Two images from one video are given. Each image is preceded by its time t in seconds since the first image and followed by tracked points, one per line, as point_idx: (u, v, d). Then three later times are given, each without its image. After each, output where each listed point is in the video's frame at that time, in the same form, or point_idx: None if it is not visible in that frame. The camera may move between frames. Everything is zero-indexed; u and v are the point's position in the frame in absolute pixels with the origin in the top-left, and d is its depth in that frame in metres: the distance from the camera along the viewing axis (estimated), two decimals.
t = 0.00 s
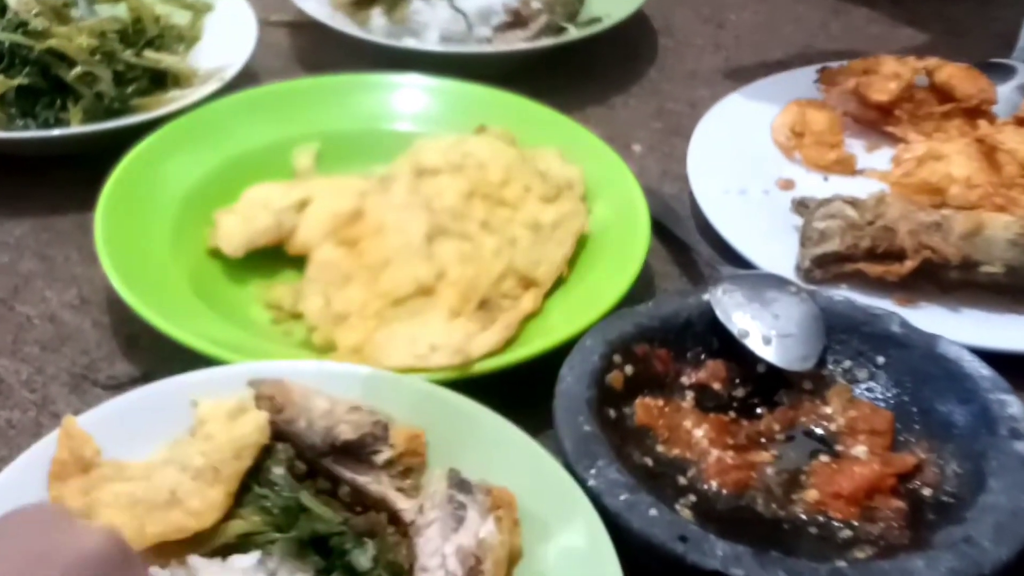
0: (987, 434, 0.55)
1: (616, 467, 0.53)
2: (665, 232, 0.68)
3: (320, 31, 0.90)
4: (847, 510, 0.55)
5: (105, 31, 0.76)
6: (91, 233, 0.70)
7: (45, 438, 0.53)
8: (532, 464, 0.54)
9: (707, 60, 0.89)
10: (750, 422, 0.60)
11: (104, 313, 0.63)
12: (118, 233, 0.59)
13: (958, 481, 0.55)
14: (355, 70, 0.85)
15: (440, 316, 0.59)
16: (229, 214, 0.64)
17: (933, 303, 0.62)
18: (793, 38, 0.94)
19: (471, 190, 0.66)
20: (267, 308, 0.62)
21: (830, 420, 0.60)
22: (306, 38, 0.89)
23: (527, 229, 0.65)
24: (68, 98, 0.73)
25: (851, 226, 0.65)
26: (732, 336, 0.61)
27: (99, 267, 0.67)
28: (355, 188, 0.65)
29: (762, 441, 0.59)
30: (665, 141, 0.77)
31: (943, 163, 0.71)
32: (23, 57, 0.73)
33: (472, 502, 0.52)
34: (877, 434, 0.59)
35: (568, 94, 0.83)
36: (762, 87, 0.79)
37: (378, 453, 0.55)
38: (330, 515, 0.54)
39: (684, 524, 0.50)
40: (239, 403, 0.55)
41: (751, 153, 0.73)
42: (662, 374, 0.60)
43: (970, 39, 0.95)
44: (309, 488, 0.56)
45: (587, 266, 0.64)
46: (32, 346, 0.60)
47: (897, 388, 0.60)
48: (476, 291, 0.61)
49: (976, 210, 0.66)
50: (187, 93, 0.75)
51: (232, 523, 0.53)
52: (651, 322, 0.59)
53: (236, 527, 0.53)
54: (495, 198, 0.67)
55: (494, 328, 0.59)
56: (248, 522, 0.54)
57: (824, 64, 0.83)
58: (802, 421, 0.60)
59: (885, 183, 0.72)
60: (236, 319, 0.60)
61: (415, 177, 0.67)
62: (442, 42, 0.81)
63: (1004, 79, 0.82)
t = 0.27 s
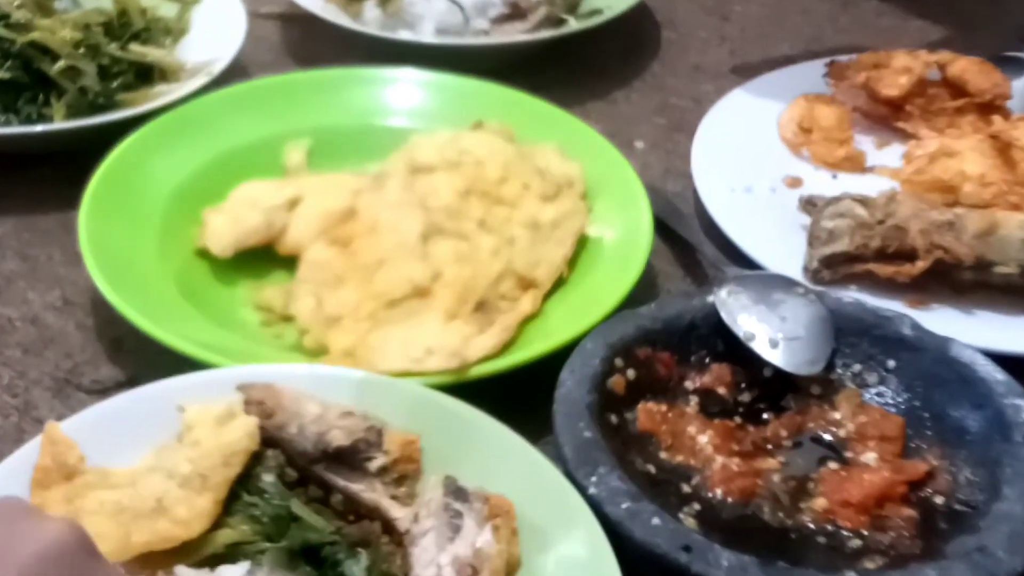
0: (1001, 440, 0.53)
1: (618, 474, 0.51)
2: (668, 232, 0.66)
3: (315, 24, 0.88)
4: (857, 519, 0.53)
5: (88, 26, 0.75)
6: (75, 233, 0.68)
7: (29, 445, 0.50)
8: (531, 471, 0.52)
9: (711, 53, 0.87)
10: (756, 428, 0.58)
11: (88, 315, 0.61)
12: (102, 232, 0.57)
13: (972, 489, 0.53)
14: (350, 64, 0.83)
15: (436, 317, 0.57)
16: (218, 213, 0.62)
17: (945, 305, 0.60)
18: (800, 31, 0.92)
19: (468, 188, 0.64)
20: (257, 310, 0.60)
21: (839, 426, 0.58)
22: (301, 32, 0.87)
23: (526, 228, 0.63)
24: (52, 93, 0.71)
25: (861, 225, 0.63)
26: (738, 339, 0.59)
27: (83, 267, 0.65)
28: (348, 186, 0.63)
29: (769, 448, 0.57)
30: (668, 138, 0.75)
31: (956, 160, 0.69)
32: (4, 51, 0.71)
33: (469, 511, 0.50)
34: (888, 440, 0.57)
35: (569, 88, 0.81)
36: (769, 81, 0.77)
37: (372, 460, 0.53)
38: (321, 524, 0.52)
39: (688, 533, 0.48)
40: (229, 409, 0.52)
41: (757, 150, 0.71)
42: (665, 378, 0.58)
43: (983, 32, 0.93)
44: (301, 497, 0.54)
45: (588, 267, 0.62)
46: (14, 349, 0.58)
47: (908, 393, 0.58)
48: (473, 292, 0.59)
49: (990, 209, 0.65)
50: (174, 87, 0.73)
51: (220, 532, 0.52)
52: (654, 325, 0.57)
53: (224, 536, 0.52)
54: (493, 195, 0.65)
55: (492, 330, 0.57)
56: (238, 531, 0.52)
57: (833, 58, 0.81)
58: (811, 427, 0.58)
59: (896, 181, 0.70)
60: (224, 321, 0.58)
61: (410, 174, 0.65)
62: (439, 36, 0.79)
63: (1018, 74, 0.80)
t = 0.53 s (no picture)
0: (1017, 447, 0.51)
1: (620, 483, 0.49)
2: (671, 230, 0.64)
3: (310, 17, 0.86)
4: (867, 528, 0.51)
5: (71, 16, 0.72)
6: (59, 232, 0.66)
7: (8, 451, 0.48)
8: (529, 480, 0.50)
9: (716, 46, 0.85)
10: (763, 434, 0.56)
11: (71, 317, 0.59)
12: (86, 231, 0.55)
13: (986, 498, 0.51)
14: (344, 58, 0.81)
15: (431, 320, 0.56)
16: (205, 211, 0.60)
17: (958, 307, 0.58)
18: (808, 24, 0.90)
19: (464, 186, 0.62)
20: (246, 312, 0.58)
21: (849, 432, 0.56)
22: (295, 24, 0.85)
23: (525, 227, 0.61)
24: (33, 87, 0.69)
25: (871, 224, 0.61)
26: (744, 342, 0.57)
27: (67, 267, 0.63)
28: (341, 183, 0.61)
29: (777, 455, 0.55)
30: (671, 134, 0.73)
31: (969, 157, 0.67)
32: None
33: (466, 520, 0.48)
34: (899, 447, 0.55)
35: (570, 82, 0.79)
36: (776, 75, 0.75)
37: (365, 468, 0.50)
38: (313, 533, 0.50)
39: (693, 543, 0.46)
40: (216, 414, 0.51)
41: (764, 146, 0.69)
42: (669, 383, 0.56)
43: (995, 24, 0.91)
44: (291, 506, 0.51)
45: (589, 267, 0.60)
46: None
47: (920, 397, 0.56)
48: (470, 293, 0.57)
49: (1005, 207, 0.63)
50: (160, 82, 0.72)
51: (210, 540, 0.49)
52: (657, 328, 0.55)
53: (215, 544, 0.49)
54: (491, 192, 0.63)
55: (489, 333, 0.55)
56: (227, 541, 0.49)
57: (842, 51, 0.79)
58: (819, 433, 0.56)
59: (908, 178, 0.67)
60: (212, 323, 0.57)
61: (405, 172, 0.63)
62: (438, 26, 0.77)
63: None
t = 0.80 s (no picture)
0: None
1: (622, 491, 0.47)
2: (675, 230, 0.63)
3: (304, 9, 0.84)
4: (878, 538, 0.49)
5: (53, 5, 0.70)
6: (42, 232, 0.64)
7: None
8: (528, 489, 0.48)
9: (720, 39, 0.83)
10: (770, 441, 0.54)
11: (53, 320, 0.57)
12: (68, 231, 0.53)
13: (1001, 507, 0.49)
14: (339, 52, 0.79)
15: (426, 323, 0.54)
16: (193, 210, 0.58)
17: (973, 310, 0.56)
18: (816, 16, 0.88)
19: (460, 184, 0.60)
20: (234, 314, 0.56)
21: (859, 439, 0.54)
22: (289, 17, 0.83)
23: (523, 226, 0.59)
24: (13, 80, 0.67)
25: (881, 223, 0.59)
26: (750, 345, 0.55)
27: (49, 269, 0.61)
28: (332, 180, 0.60)
29: (784, 462, 0.53)
30: (675, 129, 0.71)
31: (985, 154, 0.66)
32: None
33: (462, 530, 0.47)
34: (911, 454, 0.53)
35: (571, 76, 0.77)
36: (784, 69, 0.73)
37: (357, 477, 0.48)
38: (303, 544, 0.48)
39: (697, 553, 0.45)
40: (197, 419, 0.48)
41: (771, 143, 0.67)
42: (672, 388, 0.54)
43: (1008, 17, 0.89)
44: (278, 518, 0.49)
45: (589, 267, 0.58)
46: None
47: (932, 403, 0.54)
48: (466, 294, 0.55)
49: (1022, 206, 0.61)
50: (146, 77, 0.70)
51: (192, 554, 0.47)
52: (660, 330, 0.54)
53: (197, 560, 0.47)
54: (488, 190, 0.61)
55: (485, 336, 0.53)
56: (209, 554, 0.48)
57: (851, 44, 0.77)
58: (828, 440, 0.54)
59: (920, 175, 0.66)
60: (199, 325, 0.54)
61: (399, 169, 0.61)
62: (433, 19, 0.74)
63: None
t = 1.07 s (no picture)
0: None
1: (624, 500, 0.45)
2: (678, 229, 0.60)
3: None
4: (889, 549, 0.47)
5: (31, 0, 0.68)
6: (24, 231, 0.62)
7: None
8: (525, 499, 0.46)
9: (726, 31, 0.81)
10: (777, 448, 0.52)
11: (33, 322, 0.55)
12: (46, 232, 0.51)
13: (1018, 517, 0.48)
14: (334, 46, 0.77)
15: (421, 326, 0.52)
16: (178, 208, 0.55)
17: (989, 312, 0.54)
18: (825, 8, 0.86)
19: (456, 181, 0.58)
20: (222, 317, 0.54)
21: (869, 446, 0.52)
22: (283, 8, 0.81)
23: (521, 225, 0.57)
24: None
25: (893, 223, 0.57)
26: (757, 349, 0.53)
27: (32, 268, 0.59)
28: (323, 176, 0.57)
29: (792, 470, 0.51)
30: (679, 124, 0.69)
31: (1000, 151, 0.64)
32: None
33: (458, 541, 0.45)
34: (923, 462, 0.51)
35: (571, 69, 0.75)
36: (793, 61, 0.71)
37: (350, 484, 0.47)
38: (294, 556, 0.46)
39: (702, 566, 0.43)
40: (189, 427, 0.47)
41: (778, 138, 0.65)
42: (676, 394, 0.53)
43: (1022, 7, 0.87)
44: (270, 524, 0.48)
45: (591, 268, 0.56)
46: None
47: (947, 408, 0.52)
48: (462, 297, 0.53)
49: None
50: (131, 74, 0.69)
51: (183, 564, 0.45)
52: (664, 333, 0.52)
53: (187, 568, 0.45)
54: (486, 187, 0.59)
55: (482, 339, 0.51)
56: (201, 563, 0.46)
57: (862, 36, 0.75)
58: (837, 447, 0.52)
59: (932, 172, 0.64)
60: (185, 329, 0.53)
61: (393, 166, 0.59)
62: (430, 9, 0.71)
63: None
